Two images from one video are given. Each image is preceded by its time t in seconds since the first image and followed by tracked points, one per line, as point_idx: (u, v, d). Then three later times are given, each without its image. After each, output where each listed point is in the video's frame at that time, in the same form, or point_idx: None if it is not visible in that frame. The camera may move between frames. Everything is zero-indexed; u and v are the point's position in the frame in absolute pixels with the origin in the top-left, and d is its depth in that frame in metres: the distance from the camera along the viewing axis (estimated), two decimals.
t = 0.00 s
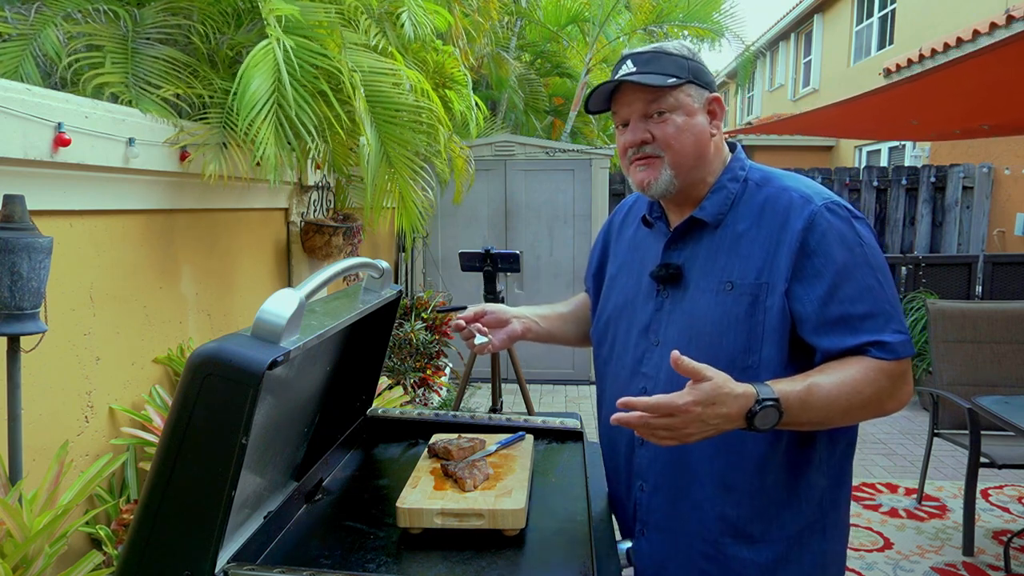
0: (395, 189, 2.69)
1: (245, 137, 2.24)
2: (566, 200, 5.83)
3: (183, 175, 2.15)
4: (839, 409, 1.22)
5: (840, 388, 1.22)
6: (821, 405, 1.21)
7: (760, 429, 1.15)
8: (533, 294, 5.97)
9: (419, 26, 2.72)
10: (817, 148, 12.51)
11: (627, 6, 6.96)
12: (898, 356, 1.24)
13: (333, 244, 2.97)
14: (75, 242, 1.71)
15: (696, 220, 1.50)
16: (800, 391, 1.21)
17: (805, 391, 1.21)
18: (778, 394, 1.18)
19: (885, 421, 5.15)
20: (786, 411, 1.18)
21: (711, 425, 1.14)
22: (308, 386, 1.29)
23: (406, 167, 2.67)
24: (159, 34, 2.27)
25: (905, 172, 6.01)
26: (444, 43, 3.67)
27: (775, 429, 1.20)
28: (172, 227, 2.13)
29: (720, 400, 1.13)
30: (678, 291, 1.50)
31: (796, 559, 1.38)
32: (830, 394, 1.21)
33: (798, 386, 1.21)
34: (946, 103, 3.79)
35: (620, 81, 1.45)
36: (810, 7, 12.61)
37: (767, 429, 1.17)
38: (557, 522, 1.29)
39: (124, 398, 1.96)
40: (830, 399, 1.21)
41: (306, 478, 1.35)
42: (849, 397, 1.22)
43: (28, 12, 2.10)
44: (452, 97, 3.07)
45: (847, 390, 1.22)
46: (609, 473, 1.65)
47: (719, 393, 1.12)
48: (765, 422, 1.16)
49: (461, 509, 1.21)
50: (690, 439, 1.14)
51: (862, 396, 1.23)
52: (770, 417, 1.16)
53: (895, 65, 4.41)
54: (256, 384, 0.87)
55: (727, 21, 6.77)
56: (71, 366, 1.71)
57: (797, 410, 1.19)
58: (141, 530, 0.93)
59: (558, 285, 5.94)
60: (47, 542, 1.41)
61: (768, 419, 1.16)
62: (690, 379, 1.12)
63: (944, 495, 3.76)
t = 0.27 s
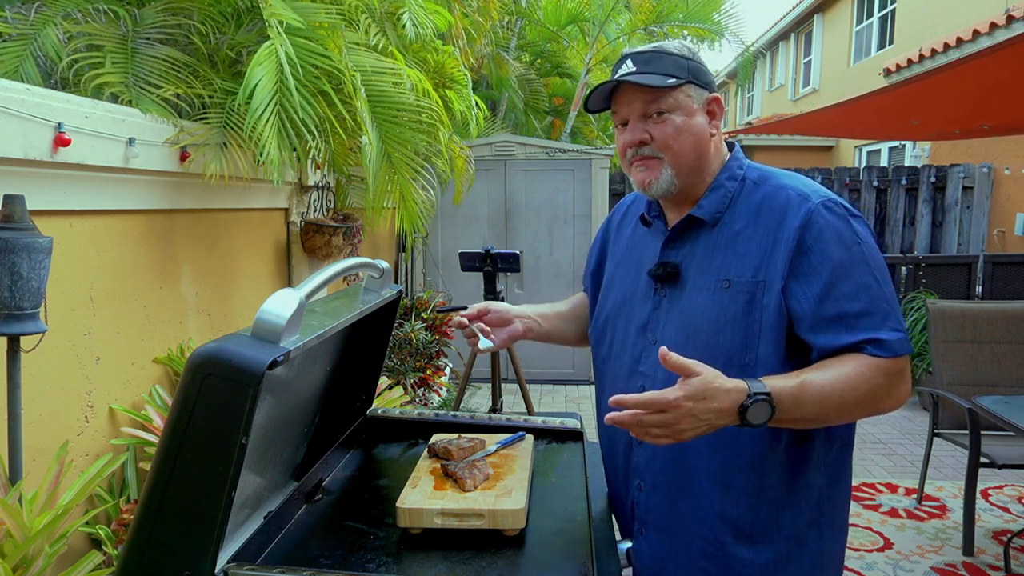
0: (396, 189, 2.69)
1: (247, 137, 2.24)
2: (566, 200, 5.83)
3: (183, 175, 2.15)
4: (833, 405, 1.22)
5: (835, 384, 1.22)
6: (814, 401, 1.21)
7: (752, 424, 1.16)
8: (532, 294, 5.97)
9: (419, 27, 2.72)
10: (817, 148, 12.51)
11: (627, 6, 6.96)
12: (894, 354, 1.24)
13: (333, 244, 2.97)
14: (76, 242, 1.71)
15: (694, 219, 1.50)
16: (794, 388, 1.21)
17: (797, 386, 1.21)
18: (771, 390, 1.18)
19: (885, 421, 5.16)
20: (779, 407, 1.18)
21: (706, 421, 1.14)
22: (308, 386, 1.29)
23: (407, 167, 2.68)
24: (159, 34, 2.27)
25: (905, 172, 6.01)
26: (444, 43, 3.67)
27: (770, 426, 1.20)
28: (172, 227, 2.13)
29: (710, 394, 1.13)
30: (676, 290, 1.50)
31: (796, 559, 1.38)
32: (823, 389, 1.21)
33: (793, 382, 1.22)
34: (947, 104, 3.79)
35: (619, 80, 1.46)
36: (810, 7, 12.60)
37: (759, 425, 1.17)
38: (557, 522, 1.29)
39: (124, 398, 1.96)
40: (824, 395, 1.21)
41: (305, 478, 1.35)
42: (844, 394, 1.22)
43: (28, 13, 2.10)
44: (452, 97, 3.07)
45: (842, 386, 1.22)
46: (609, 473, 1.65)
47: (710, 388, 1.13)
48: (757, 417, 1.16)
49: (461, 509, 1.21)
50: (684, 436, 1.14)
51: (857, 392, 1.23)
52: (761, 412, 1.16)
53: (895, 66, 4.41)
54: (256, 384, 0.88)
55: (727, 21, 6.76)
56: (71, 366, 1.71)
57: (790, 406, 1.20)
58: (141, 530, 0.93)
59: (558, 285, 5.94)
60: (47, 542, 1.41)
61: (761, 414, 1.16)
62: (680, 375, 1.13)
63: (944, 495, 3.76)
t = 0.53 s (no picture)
0: (396, 190, 2.69)
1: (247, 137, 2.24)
2: (566, 200, 5.83)
3: (183, 175, 2.15)
4: (793, 390, 1.22)
5: (801, 370, 1.23)
6: (770, 382, 1.23)
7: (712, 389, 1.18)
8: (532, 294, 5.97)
9: (419, 27, 2.72)
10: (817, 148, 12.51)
11: (627, 6, 6.96)
12: (873, 352, 1.22)
13: (333, 244, 2.97)
14: (76, 242, 1.71)
15: (691, 217, 1.50)
16: (753, 368, 1.23)
17: (752, 367, 1.23)
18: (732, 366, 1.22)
19: (885, 421, 5.15)
20: (736, 381, 1.21)
21: (667, 381, 1.18)
22: (308, 385, 1.29)
23: (406, 167, 2.68)
24: (159, 34, 2.27)
25: (905, 172, 6.01)
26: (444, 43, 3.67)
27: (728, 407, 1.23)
28: (172, 227, 2.13)
29: (668, 357, 1.21)
30: (673, 288, 1.50)
31: (796, 559, 1.38)
32: (780, 371, 1.23)
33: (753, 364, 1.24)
34: (946, 103, 3.79)
35: (627, 76, 1.45)
36: (810, 7, 12.60)
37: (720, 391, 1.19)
38: (557, 522, 1.29)
39: (124, 398, 1.96)
40: (781, 377, 1.23)
41: (306, 478, 1.35)
42: (810, 380, 1.22)
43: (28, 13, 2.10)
44: (452, 97, 3.07)
45: (809, 373, 1.22)
46: (609, 472, 1.64)
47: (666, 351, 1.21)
48: (717, 381, 1.19)
49: (461, 509, 1.21)
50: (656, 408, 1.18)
51: (825, 382, 1.22)
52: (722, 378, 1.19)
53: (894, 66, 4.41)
54: (256, 384, 0.88)
55: (728, 21, 6.76)
56: (71, 366, 1.71)
57: (749, 384, 1.22)
58: (142, 529, 0.93)
59: (558, 285, 5.94)
60: (47, 542, 1.41)
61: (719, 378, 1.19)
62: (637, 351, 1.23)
63: (943, 495, 3.76)
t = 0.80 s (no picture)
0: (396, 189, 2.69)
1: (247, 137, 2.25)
2: (566, 200, 5.83)
3: (183, 175, 2.15)
4: (766, 375, 1.22)
5: (773, 356, 1.23)
6: (744, 366, 1.23)
7: (680, 368, 1.22)
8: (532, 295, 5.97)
9: (419, 27, 2.72)
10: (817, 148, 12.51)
11: (627, 6, 6.96)
12: (849, 343, 1.21)
13: (333, 244, 2.98)
14: (76, 242, 1.71)
15: (687, 213, 1.50)
16: (723, 353, 1.25)
17: (726, 352, 1.25)
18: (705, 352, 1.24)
19: (885, 421, 5.15)
20: (705, 364, 1.23)
21: (641, 361, 1.24)
22: (308, 385, 1.29)
23: (406, 167, 2.68)
24: (159, 35, 2.26)
25: (905, 172, 6.01)
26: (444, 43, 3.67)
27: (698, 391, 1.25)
28: (172, 227, 2.13)
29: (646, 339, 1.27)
30: (670, 286, 1.50)
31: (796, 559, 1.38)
32: (754, 358, 1.24)
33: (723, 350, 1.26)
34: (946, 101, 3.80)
35: (635, 67, 1.46)
36: (810, 7, 12.60)
37: (686, 372, 1.22)
38: (557, 522, 1.29)
39: (124, 398, 1.96)
40: (756, 363, 1.23)
41: (306, 478, 1.35)
42: (782, 368, 1.22)
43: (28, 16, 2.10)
44: (452, 97, 3.07)
45: (779, 360, 1.23)
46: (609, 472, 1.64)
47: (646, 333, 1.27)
48: (688, 359, 1.22)
49: (461, 509, 1.21)
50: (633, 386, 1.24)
51: (797, 369, 1.22)
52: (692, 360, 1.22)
53: (894, 65, 4.41)
54: (256, 384, 0.88)
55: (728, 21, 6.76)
56: (71, 366, 1.71)
57: (718, 367, 1.23)
58: (142, 530, 0.93)
59: (558, 285, 5.94)
60: (47, 542, 1.41)
61: (691, 356, 1.23)
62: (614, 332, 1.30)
63: (943, 495, 3.76)
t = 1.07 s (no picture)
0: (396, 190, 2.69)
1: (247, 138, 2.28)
2: (566, 200, 5.83)
3: (184, 175, 2.15)
4: (808, 391, 1.19)
5: (811, 371, 1.20)
6: (788, 385, 1.19)
7: (726, 401, 1.13)
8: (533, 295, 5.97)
9: (419, 27, 2.72)
10: (817, 148, 12.51)
11: (627, 6, 6.96)
12: (881, 352, 1.21)
13: (333, 244, 2.98)
14: (76, 242, 1.71)
15: (687, 218, 1.50)
16: (766, 373, 1.19)
17: (768, 371, 1.20)
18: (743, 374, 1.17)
19: (885, 421, 5.16)
20: (750, 388, 1.16)
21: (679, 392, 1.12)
22: (308, 386, 1.29)
23: (407, 167, 2.68)
24: (158, 36, 2.26)
25: (905, 172, 6.02)
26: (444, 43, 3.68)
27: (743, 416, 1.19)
28: (172, 227, 2.13)
29: (677, 367, 1.14)
30: (669, 289, 1.50)
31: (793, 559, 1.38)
32: (797, 375, 1.20)
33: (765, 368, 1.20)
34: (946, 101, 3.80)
35: (619, 77, 1.46)
36: (810, 7, 12.60)
37: (734, 404, 1.14)
38: (557, 521, 1.29)
39: (124, 398, 1.96)
40: (798, 380, 1.19)
41: (306, 478, 1.35)
42: (823, 382, 1.20)
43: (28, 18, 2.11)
44: (452, 97, 3.06)
45: (819, 374, 1.20)
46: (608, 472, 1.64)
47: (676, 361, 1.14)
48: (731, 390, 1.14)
49: (461, 509, 1.21)
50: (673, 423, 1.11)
51: (836, 383, 1.20)
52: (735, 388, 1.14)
53: (894, 65, 4.42)
54: (256, 384, 0.88)
55: (728, 21, 6.76)
56: (71, 366, 1.71)
57: (763, 387, 1.18)
58: (141, 529, 0.93)
59: (558, 285, 5.94)
60: (47, 542, 1.41)
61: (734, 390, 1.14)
62: (643, 365, 1.14)
63: (944, 495, 3.76)
